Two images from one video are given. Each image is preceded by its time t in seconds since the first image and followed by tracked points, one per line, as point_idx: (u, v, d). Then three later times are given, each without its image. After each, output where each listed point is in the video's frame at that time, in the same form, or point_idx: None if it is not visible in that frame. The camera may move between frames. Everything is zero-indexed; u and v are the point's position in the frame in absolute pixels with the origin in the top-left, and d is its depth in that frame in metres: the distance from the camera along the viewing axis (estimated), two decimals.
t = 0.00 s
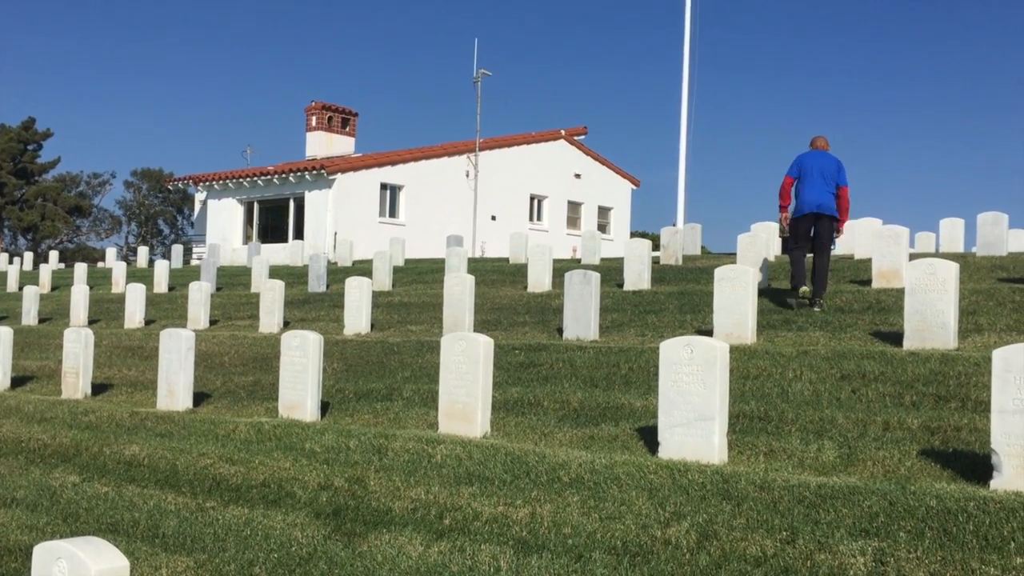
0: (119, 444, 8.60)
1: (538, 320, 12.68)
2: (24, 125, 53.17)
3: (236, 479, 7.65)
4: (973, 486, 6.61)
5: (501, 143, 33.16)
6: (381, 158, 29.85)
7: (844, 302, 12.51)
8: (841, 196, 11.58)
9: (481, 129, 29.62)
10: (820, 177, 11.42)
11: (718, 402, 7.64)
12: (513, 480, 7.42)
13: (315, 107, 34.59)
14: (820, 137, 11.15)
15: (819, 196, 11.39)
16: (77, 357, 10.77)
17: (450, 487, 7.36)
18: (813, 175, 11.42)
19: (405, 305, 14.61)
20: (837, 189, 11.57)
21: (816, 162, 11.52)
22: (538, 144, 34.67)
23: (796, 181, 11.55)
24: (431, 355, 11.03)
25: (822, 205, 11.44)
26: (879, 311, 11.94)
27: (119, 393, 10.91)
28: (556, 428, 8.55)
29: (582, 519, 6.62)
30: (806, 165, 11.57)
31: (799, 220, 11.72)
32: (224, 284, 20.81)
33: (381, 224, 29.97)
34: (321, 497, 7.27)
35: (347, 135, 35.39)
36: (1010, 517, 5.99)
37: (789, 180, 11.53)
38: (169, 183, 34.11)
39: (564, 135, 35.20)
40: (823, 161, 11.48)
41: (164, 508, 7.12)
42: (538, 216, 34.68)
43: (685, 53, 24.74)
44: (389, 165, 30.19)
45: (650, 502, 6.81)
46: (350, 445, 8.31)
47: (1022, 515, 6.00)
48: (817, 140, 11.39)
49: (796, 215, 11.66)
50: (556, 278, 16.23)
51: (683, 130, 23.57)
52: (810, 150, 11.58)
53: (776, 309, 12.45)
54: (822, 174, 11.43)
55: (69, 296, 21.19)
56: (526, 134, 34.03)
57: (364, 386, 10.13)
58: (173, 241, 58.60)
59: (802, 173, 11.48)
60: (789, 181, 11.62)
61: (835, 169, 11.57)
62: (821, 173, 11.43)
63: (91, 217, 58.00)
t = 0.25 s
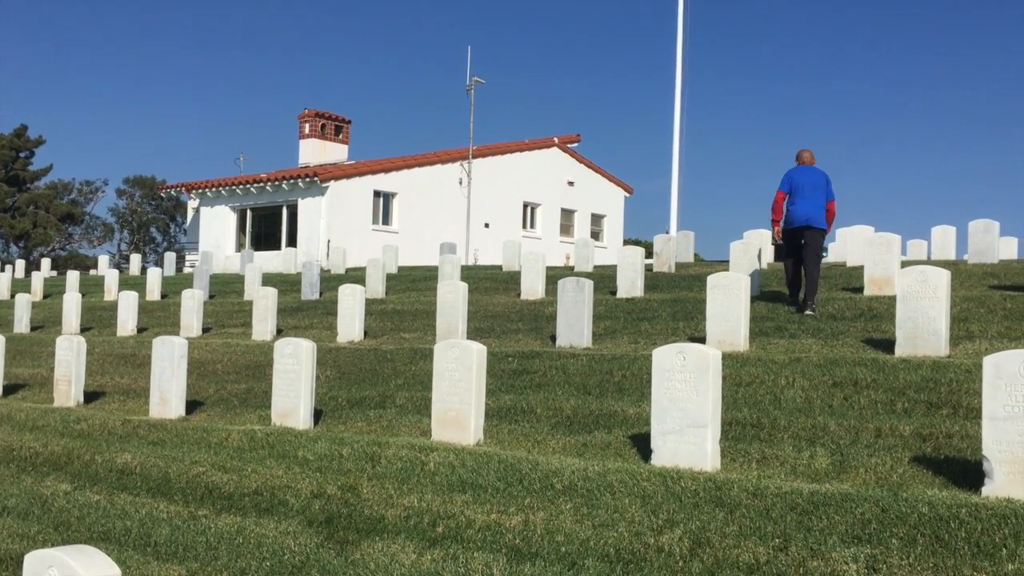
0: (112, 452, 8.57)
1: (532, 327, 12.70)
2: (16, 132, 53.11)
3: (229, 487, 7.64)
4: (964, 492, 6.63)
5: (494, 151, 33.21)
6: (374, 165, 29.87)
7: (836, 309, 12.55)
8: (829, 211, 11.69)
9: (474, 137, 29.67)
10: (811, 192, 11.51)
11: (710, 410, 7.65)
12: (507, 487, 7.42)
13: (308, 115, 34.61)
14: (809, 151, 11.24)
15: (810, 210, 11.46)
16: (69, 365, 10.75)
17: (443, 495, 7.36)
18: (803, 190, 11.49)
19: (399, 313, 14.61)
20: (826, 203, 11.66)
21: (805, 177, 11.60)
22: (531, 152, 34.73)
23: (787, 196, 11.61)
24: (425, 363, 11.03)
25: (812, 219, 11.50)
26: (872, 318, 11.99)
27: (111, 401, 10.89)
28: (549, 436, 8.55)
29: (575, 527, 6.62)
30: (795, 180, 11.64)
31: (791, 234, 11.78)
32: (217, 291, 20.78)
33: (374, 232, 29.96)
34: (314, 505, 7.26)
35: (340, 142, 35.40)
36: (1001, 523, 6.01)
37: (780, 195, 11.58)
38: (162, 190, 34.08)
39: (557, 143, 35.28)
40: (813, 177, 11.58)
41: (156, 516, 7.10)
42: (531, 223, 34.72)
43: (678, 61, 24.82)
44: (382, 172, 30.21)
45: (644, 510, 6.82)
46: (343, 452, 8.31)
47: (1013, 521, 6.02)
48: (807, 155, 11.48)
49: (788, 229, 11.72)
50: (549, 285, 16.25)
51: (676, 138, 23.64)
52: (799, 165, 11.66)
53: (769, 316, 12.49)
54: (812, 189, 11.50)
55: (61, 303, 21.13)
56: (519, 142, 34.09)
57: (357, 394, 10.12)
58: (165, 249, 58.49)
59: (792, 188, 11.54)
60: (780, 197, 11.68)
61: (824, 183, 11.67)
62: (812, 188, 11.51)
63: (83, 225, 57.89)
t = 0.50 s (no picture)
0: (102, 458, 8.54)
1: (524, 333, 12.70)
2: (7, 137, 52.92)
3: (220, 493, 7.62)
4: (954, 497, 6.66)
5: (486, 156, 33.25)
6: (366, 171, 29.86)
7: (827, 314, 12.59)
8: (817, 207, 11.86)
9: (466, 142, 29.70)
10: (799, 191, 11.64)
11: (701, 415, 7.67)
12: (498, 493, 7.42)
13: (300, 120, 34.60)
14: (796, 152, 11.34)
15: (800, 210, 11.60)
16: (60, 371, 10.70)
17: (435, 501, 7.35)
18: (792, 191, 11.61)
19: (390, 318, 14.60)
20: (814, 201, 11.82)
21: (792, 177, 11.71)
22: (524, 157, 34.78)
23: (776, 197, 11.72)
24: (416, 368, 11.02)
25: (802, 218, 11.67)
26: (862, 323, 12.03)
27: (102, 407, 10.85)
28: (540, 441, 8.56)
29: (567, 532, 6.62)
30: (783, 181, 11.74)
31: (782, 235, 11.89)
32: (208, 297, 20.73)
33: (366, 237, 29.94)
34: (305, 511, 7.24)
35: (332, 148, 35.38)
36: (991, 528, 6.03)
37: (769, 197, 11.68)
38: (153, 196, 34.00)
39: (549, 148, 35.33)
40: (799, 176, 11.70)
41: (146, 522, 7.07)
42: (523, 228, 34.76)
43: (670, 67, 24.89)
44: (374, 177, 30.21)
45: (635, 515, 6.83)
46: (335, 458, 8.29)
47: (1003, 526, 6.04)
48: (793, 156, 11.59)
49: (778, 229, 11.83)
50: (541, 290, 16.26)
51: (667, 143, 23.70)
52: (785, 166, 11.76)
53: (760, 321, 12.52)
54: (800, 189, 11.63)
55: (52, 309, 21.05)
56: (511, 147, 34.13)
57: (349, 399, 10.11)
58: (157, 254, 58.34)
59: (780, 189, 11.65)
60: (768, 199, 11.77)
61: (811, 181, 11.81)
62: (799, 187, 11.64)
63: (74, 230, 57.70)
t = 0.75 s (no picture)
0: (92, 462, 8.52)
1: (516, 336, 12.71)
2: None
3: (211, 497, 7.60)
4: (944, 500, 6.69)
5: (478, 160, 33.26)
6: (358, 174, 29.84)
7: (818, 318, 12.63)
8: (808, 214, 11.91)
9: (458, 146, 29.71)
10: (789, 198, 11.69)
11: (694, 419, 7.68)
12: (490, 497, 7.42)
13: (291, 123, 34.57)
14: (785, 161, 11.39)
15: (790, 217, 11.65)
16: (50, 375, 10.67)
17: (427, 504, 7.35)
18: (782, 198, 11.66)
19: (382, 322, 14.59)
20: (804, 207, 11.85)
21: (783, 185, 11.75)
22: (516, 160, 34.80)
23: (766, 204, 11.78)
24: (408, 372, 11.02)
25: (793, 224, 11.71)
26: (853, 326, 12.07)
27: (92, 411, 10.81)
28: (532, 445, 8.56)
29: (559, 536, 6.62)
30: (773, 189, 11.80)
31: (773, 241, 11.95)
32: (200, 301, 20.68)
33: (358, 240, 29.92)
34: (297, 515, 7.22)
35: (324, 151, 35.35)
36: (982, 530, 6.06)
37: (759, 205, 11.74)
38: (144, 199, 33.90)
39: (541, 152, 35.37)
40: (790, 183, 11.76)
41: (137, 527, 7.05)
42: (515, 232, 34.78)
43: (662, 72, 24.94)
44: (366, 181, 30.19)
45: (627, 518, 6.84)
46: (326, 462, 8.29)
47: (992, 529, 6.07)
48: (782, 164, 11.66)
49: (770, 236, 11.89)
50: (533, 294, 16.27)
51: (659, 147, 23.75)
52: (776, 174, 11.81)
53: (752, 325, 12.55)
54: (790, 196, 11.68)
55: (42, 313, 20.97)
56: (503, 151, 34.16)
57: (340, 403, 10.10)
58: (148, 257, 58.15)
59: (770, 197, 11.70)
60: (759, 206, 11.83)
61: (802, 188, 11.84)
62: (789, 194, 11.69)
63: (64, 233, 57.48)
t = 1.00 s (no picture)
0: (82, 467, 8.48)
1: (507, 340, 12.71)
2: None
3: (201, 502, 7.58)
4: (934, 503, 6.71)
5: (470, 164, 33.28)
6: (349, 178, 29.82)
7: (808, 321, 12.66)
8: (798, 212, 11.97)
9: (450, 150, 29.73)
10: (781, 194, 11.76)
11: (684, 421, 7.69)
12: (481, 500, 7.41)
13: (283, 127, 34.54)
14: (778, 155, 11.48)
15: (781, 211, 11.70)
16: (39, 379, 10.63)
17: (418, 508, 7.34)
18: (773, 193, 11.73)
19: (374, 325, 14.58)
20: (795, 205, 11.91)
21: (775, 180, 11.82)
22: (508, 165, 34.83)
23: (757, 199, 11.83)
24: (399, 376, 11.01)
25: (783, 220, 11.76)
26: (843, 330, 12.11)
27: (81, 415, 10.77)
28: (523, 449, 8.56)
29: (550, 539, 6.62)
30: (766, 183, 11.87)
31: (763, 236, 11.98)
32: (191, 305, 20.63)
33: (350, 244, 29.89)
34: (287, 519, 7.21)
35: (315, 155, 35.33)
36: (971, 533, 6.08)
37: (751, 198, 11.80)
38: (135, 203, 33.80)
39: (533, 156, 35.41)
40: (781, 179, 11.84)
41: (127, 531, 7.02)
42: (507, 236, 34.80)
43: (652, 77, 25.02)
44: (358, 185, 30.18)
45: (618, 522, 6.84)
46: (317, 466, 8.27)
47: (981, 531, 6.09)
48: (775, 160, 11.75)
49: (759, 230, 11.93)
50: (524, 298, 16.28)
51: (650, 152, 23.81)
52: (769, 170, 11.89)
53: (742, 328, 12.58)
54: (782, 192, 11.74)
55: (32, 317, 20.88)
56: (495, 155, 34.19)
57: (331, 407, 10.08)
58: (138, 261, 57.97)
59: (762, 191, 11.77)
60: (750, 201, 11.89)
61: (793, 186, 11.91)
62: (781, 190, 11.76)
63: (54, 238, 57.25)
